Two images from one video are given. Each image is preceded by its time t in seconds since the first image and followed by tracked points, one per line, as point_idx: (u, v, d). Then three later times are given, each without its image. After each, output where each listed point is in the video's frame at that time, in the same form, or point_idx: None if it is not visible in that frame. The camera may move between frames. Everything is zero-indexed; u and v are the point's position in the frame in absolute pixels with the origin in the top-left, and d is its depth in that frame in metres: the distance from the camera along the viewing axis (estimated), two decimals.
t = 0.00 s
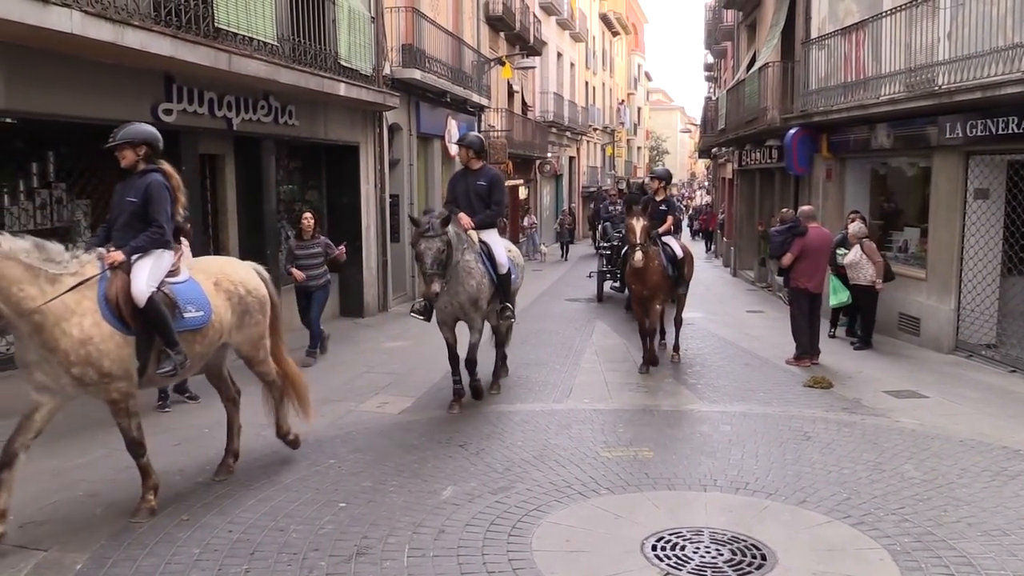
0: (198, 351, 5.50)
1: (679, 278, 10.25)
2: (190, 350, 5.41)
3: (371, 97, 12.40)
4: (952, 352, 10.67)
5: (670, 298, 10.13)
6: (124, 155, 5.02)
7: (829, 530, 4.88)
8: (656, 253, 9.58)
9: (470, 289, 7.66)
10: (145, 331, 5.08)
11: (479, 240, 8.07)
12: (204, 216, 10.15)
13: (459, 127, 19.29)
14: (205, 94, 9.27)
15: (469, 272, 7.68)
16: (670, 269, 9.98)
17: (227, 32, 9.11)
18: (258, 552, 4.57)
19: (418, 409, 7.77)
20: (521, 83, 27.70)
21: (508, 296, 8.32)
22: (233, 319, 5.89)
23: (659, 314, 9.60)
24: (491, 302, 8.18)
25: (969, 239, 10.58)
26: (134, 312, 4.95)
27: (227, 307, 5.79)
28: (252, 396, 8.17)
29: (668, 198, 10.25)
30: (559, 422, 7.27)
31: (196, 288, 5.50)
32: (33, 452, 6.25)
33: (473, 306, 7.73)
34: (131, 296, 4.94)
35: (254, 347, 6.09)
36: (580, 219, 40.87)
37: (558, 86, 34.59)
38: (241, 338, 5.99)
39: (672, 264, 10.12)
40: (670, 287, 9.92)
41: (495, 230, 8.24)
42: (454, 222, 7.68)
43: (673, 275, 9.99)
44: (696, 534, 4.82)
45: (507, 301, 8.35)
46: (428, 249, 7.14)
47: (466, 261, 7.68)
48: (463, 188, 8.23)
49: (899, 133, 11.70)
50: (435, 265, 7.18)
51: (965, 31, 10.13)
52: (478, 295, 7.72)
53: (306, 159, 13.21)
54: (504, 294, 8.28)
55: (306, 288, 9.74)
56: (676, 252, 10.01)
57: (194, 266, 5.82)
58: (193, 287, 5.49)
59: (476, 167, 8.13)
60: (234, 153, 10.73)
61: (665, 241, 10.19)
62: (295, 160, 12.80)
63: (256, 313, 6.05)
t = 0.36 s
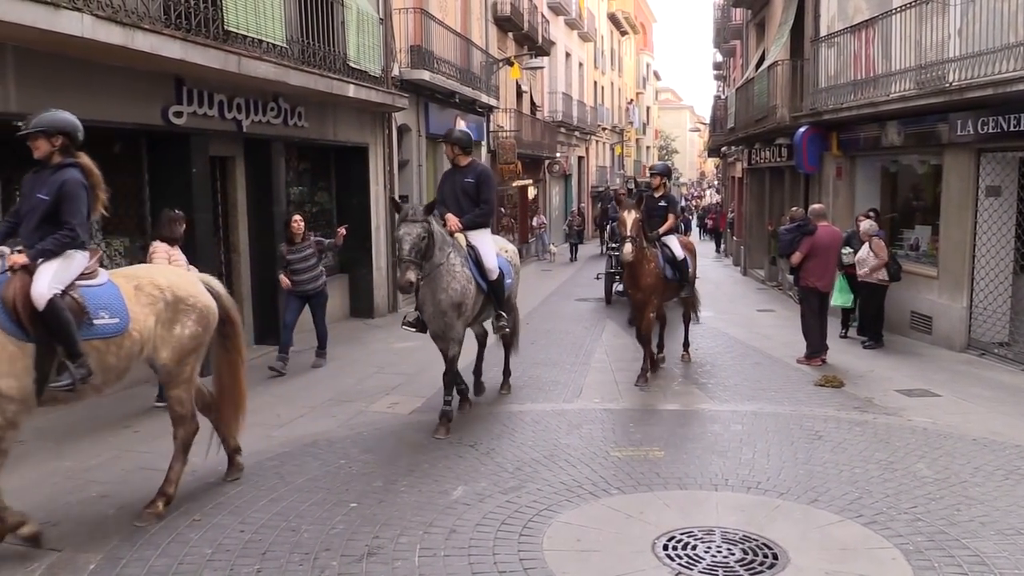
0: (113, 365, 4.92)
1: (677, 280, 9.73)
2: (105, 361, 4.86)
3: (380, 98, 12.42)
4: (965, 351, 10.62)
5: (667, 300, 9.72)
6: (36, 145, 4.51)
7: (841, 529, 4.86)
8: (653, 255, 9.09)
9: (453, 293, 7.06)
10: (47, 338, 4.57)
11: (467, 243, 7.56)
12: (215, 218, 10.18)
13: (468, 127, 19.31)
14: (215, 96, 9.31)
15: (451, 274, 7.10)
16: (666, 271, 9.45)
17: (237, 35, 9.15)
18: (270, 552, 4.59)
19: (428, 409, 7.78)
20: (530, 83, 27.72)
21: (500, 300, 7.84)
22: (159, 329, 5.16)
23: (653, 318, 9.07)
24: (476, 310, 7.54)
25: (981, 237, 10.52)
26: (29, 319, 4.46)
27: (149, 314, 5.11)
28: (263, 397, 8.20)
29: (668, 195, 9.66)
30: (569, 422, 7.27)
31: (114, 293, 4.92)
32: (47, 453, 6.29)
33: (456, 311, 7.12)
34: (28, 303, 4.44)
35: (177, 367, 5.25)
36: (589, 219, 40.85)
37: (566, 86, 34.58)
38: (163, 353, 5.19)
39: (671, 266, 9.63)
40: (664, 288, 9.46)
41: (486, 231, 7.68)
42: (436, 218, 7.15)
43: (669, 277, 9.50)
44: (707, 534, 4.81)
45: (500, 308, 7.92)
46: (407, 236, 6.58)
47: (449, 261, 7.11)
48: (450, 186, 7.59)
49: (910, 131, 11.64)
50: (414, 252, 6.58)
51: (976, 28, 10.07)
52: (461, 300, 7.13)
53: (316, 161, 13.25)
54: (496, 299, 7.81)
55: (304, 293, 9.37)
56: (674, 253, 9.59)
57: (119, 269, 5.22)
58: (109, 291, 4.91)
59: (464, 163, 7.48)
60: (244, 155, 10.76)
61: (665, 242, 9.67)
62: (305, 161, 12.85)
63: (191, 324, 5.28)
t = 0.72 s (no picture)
0: (16, 379, 4.32)
1: (667, 286, 9.51)
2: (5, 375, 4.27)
3: (389, 97, 12.45)
4: (973, 353, 10.58)
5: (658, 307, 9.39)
6: None
7: (846, 531, 4.86)
8: (644, 261, 8.69)
9: (431, 302, 6.49)
10: None
11: (448, 246, 6.98)
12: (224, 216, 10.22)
13: (476, 127, 19.35)
14: (225, 95, 9.35)
15: (429, 282, 6.51)
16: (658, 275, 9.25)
17: (247, 34, 9.18)
18: (276, 550, 4.62)
19: (434, 408, 7.80)
20: (538, 83, 27.71)
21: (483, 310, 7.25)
22: (74, 337, 4.65)
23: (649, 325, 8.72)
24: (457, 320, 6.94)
25: (991, 238, 10.48)
26: None
27: (62, 318, 4.58)
28: (271, 395, 8.23)
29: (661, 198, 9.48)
30: (575, 422, 7.28)
31: (14, 298, 4.32)
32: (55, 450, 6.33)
33: (437, 321, 6.58)
34: None
35: (109, 376, 4.83)
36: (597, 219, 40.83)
37: (575, 86, 34.58)
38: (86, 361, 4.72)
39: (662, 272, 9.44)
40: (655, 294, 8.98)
41: (468, 233, 7.15)
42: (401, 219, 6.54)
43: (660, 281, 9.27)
44: (712, 535, 4.82)
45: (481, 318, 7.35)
46: (359, 247, 5.93)
47: (423, 265, 6.51)
48: (433, 185, 7.10)
49: (919, 132, 11.60)
50: (367, 265, 5.94)
51: (986, 30, 10.04)
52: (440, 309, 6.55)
53: (324, 160, 13.29)
54: (477, 309, 7.22)
55: (287, 294, 9.12)
56: (666, 258, 9.36)
57: (26, 270, 4.68)
58: (8, 297, 4.30)
59: (447, 161, 6.98)
60: (252, 154, 10.81)
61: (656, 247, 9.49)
62: (314, 160, 12.89)
63: (111, 331, 4.79)
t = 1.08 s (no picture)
0: None
1: (647, 288, 8.72)
2: None
3: (387, 99, 12.47)
4: (971, 352, 10.61)
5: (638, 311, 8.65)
6: None
7: (845, 530, 4.87)
8: (622, 262, 8.13)
9: (382, 311, 5.97)
10: None
11: (408, 247, 6.44)
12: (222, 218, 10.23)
13: (474, 128, 19.38)
14: (223, 98, 9.36)
15: (382, 288, 5.99)
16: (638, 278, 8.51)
17: (244, 37, 9.20)
18: (275, 551, 4.63)
19: (433, 409, 7.81)
20: (535, 84, 27.74)
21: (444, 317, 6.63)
22: None
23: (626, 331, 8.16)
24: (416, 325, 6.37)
25: (987, 237, 10.51)
26: None
27: None
28: (270, 397, 8.24)
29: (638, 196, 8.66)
30: (572, 422, 7.28)
31: None
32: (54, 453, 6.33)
33: (388, 331, 6.06)
34: None
35: None
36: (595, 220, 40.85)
37: (572, 87, 34.60)
38: None
39: (643, 273, 8.67)
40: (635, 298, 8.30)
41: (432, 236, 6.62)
42: (343, 222, 5.97)
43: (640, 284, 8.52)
44: (710, 534, 4.83)
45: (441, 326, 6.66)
46: (291, 263, 5.56)
47: (374, 270, 5.99)
48: (394, 179, 6.58)
49: (916, 131, 11.63)
50: (304, 280, 5.58)
51: (982, 29, 10.06)
52: (393, 319, 6.03)
53: (322, 162, 13.30)
54: (438, 317, 6.60)
55: (270, 299, 8.95)
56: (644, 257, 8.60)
57: None
58: None
59: (412, 156, 6.47)
60: (250, 156, 10.82)
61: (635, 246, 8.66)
62: (311, 163, 12.89)
63: None
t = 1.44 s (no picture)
0: None
1: (621, 291, 8.40)
2: None
3: (377, 97, 12.44)
4: (959, 349, 10.66)
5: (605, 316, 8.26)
6: None
7: (833, 527, 4.88)
8: (594, 263, 7.69)
9: (313, 314, 5.52)
10: None
11: (355, 247, 5.93)
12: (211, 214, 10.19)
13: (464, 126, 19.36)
14: (212, 95, 9.32)
15: (316, 289, 5.56)
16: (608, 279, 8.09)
17: (234, 34, 9.16)
18: (265, 549, 4.61)
19: (423, 407, 7.79)
20: (526, 82, 27.73)
21: (395, 326, 6.09)
22: None
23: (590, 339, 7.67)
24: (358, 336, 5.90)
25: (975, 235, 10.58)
26: None
27: None
28: (259, 395, 8.22)
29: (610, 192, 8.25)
30: (563, 420, 7.28)
31: None
32: (42, 451, 6.30)
33: (320, 337, 5.59)
34: None
35: None
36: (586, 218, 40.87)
37: (563, 85, 34.58)
38: None
39: (615, 275, 8.30)
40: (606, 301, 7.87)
41: (384, 235, 6.10)
42: (284, 212, 5.58)
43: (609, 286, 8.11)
44: (701, 531, 4.84)
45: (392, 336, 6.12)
46: (219, 235, 5.10)
47: (311, 268, 5.57)
48: (344, 175, 6.08)
49: (905, 130, 11.67)
50: (230, 257, 5.11)
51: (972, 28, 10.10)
52: (327, 324, 5.57)
53: (312, 160, 13.26)
54: (386, 326, 6.08)
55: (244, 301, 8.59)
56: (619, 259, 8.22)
57: None
58: None
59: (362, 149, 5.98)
60: (240, 154, 10.78)
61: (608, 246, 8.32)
62: (301, 160, 12.86)
63: None
